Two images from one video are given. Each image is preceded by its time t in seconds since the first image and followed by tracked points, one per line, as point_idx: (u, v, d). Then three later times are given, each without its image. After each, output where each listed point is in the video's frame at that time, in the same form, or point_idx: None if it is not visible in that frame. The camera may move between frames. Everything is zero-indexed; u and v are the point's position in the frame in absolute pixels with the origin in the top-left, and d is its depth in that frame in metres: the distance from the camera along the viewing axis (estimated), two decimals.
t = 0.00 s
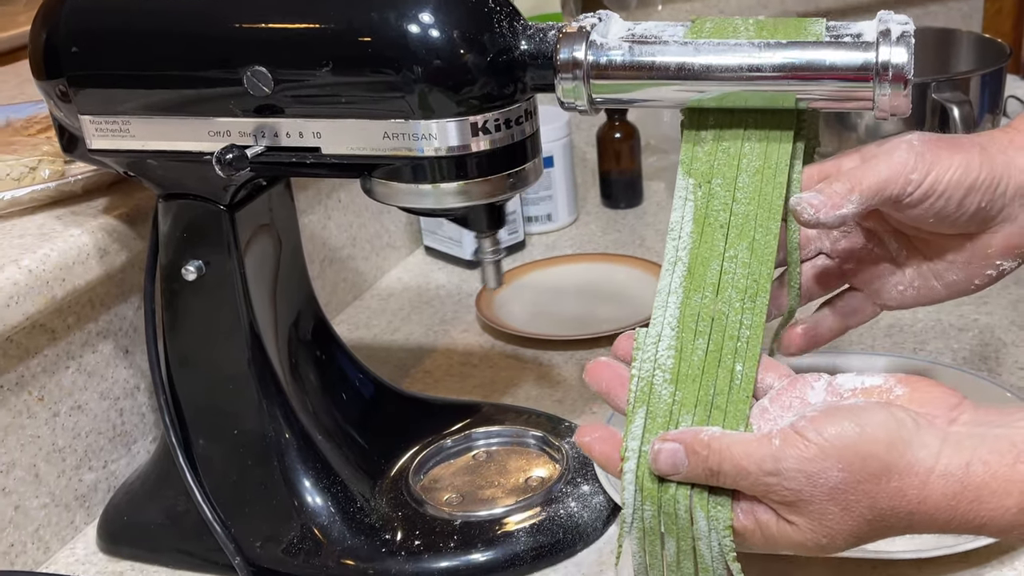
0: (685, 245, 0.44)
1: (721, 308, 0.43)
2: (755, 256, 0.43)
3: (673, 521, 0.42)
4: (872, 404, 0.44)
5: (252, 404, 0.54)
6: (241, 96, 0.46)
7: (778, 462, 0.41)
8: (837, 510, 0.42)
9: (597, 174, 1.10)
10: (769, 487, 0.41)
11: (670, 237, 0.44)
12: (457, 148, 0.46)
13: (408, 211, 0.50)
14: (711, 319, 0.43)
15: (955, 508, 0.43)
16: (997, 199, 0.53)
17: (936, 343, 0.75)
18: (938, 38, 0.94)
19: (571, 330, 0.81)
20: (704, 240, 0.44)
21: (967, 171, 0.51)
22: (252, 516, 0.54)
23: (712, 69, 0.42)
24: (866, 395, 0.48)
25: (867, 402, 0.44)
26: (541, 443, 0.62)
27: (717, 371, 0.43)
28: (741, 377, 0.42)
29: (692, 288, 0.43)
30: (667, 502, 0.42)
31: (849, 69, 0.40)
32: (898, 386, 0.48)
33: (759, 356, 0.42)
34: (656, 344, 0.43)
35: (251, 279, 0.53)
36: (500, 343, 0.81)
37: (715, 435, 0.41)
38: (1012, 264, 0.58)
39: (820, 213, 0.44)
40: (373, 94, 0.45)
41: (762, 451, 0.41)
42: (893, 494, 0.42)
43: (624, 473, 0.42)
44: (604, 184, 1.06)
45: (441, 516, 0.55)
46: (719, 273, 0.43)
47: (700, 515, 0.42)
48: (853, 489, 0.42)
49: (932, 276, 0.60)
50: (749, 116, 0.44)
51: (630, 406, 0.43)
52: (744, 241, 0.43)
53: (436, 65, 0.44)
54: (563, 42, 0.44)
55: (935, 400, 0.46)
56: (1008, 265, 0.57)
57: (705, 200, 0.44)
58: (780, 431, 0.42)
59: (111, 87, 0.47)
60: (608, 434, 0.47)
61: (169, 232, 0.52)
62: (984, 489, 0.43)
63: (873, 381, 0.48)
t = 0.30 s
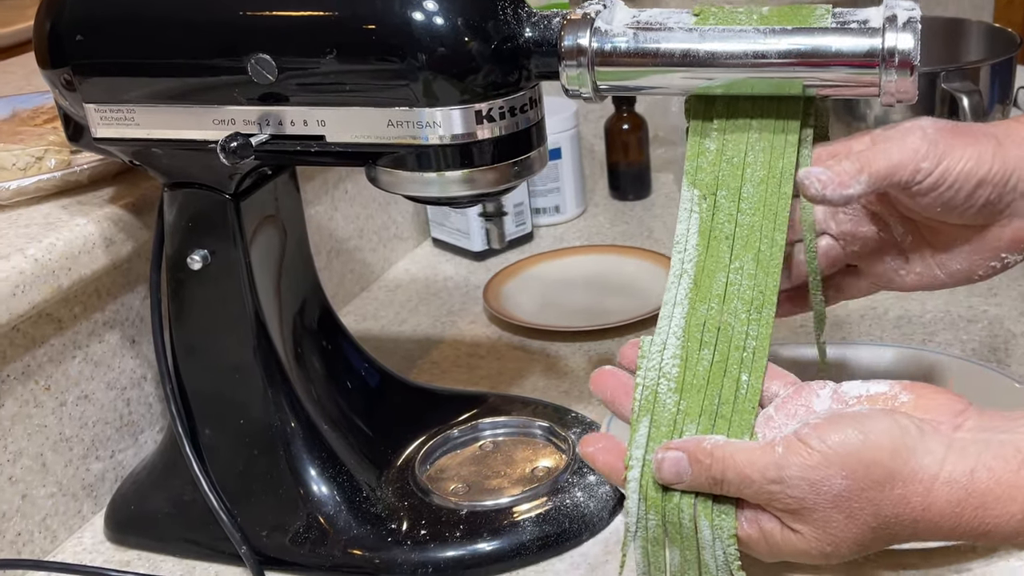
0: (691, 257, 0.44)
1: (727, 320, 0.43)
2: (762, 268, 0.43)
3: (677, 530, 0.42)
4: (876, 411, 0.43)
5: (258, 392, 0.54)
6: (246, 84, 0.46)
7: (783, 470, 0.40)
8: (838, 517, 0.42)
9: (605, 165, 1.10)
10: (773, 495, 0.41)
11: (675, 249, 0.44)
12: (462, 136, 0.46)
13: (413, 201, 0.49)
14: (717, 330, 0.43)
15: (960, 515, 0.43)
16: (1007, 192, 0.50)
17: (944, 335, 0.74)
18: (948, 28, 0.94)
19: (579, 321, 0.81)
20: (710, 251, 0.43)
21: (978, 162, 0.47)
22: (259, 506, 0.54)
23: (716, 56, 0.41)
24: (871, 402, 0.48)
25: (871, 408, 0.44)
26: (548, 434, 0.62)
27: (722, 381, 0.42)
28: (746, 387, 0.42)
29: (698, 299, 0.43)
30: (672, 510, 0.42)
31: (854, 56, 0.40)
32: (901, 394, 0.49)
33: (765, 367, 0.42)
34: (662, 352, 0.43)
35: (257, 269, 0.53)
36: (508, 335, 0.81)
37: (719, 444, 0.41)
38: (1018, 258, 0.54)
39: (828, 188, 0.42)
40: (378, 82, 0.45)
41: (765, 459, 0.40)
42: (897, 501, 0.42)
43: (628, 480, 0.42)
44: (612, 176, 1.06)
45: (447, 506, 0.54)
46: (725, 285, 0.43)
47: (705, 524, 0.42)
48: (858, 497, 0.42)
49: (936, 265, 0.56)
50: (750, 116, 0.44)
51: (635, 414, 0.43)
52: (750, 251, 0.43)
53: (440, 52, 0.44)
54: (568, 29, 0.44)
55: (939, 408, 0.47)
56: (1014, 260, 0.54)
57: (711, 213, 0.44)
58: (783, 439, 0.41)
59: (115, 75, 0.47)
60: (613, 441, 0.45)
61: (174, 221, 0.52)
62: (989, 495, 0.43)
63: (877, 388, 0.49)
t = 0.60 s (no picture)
0: (696, 273, 0.42)
1: (739, 345, 0.41)
2: (767, 281, 0.42)
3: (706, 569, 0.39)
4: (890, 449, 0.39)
5: (267, 382, 0.54)
6: (253, 72, 0.46)
7: (803, 519, 0.36)
8: (850, 561, 0.37)
9: (614, 157, 1.10)
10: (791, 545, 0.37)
11: (680, 261, 0.42)
12: (469, 124, 0.46)
13: (421, 189, 0.49)
14: (732, 360, 0.41)
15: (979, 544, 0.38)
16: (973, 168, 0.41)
17: (956, 326, 0.74)
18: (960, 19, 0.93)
19: (589, 313, 0.81)
20: (716, 267, 0.42)
21: (931, 137, 0.39)
22: (268, 495, 0.54)
23: (725, 43, 0.41)
24: (888, 438, 0.42)
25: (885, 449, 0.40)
26: (556, 424, 0.62)
27: (743, 413, 0.40)
28: (767, 415, 0.40)
29: (712, 329, 0.41)
30: (701, 561, 0.39)
31: (864, 42, 0.39)
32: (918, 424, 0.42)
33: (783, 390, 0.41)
34: (684, 398, 0.41)
35: (266, 259, 0.53)
36: (516, 327, 0.81)
37: (736, 493, 0.37)
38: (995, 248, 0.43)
39: (769, 159, 0.36)
40: (386, 70, 0.45)
41: (781, 509, 0.36)
42: (918, 538, 0.37)
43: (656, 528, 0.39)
44: (622, 168, 1.05)
45: (456, 496, 0.54)
46: (735, 308, 0.41)
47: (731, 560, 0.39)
48: (878, 541, 0.37)
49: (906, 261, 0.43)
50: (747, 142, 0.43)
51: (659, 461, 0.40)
52: (756, 267, 0.42)
53: (447, 40, 0.43)
54: (576, 16, 0.44)
55: (953, 435, 0.41)
56: (991, 250, 0.43)
57: (716, 223, 0.42)
58: (800, 485, 0.37)
59: (123, 64, 0.47)
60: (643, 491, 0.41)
61: (183, 210, 0.52)
62: (1005, 520, 0.37)
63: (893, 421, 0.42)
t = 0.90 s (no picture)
0: (685, 246, 0.38)
1: (738, 319, 0.37)
2: (761, 247, 0.37)
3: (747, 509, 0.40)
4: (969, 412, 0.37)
5: (276, 373, 0.54)
6: (262, 61, 0.46)
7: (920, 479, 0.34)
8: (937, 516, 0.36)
9: (624, 150, 1.10)
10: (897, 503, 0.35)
11: (667, 234, 0.38)
12: (478, 114, 0.45)
13: (430, 179, 0.49)
14: (729, 338, 0.37)
15: None
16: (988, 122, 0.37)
17: (968, 319, 0.74)
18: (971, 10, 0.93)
19: (600, 306, 0.81)
20: (705, 240, 0.37)
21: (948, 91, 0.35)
22: (277, 487, 0.54)
23: (734, 31, 0.41)
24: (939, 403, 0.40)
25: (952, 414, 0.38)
26: (566, 416, 0.61)
27: (751, 381, 0.38)
28: (777, 382, 0.37)
29: (706, 305, 0.37)
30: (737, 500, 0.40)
31: (875, 29, 0.39)
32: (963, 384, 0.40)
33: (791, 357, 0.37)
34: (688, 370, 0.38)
35: (274, 251, 0.53)
36: (525, 319, 0.80)
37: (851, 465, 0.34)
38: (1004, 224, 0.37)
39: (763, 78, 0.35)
40: (396, 59, 0.45)
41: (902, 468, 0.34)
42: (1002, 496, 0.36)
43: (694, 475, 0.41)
44: (631, 161, 1.05)
45: (465, 488, 0.54)
46: (729, 280, 0.37)
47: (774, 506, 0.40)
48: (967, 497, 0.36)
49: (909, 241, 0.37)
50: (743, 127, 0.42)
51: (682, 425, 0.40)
52: (750, 232, 0.38)
53: (456, 29, 0.43)
54: (586, 3, 0.44)
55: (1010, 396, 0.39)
56: (1000, 229, 0.37)
57: (705, 193, 0.39)
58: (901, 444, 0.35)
59: (131, 54, 0.47)
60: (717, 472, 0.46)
61: (192, 201, 0.52)
62: None
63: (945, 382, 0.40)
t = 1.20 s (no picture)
0: (689, 220, 0.37)
1: (739, 295, 0.36)
2: (764, 219, 0.37)
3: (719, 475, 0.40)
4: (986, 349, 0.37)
5: (283, 364, 0.54)
6: (270, 53, 0.46)
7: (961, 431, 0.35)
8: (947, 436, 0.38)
9: (631, 144, 1.09)
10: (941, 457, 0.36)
11: (669, 207, 0.37)
12: (486, 105, 0.45)
13: (438, 170, 0.49)
14: (730, 314, 0.37)
15: None
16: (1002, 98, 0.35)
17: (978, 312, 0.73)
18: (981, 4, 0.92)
19: (608, 300, 0.80)
20: (709, 214, 0.37)
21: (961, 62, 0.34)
22: (285, 479, 0.54)
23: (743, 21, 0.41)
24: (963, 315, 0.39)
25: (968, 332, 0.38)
26: (574, 409, 0.61)
27: (749, 354, 0.37)
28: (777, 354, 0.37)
29: (707, 279, 0.37)
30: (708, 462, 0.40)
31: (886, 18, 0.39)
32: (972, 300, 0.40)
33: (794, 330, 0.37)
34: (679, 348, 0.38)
35: (282, 243, 0.53)
36: (532, 313, 0.80)
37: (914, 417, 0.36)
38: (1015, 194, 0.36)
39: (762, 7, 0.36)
40: (405, 50, 0.44)
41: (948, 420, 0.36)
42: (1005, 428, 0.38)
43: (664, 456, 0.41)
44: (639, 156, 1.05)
45: (473, 480, 0.54)
46: (732, 253, 0.36)
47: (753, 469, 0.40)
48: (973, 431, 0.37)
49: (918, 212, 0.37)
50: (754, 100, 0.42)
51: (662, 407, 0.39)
52: (753, 205, 0.37)
53: (464, 20, 0.43)
54: None
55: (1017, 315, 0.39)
56: (1013, 198, 0.36)
57: (707, 165, 0.38)
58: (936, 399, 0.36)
59: (139, 45, 0.47)
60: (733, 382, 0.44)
61: (200, 192, 0.52)
62: None
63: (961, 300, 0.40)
